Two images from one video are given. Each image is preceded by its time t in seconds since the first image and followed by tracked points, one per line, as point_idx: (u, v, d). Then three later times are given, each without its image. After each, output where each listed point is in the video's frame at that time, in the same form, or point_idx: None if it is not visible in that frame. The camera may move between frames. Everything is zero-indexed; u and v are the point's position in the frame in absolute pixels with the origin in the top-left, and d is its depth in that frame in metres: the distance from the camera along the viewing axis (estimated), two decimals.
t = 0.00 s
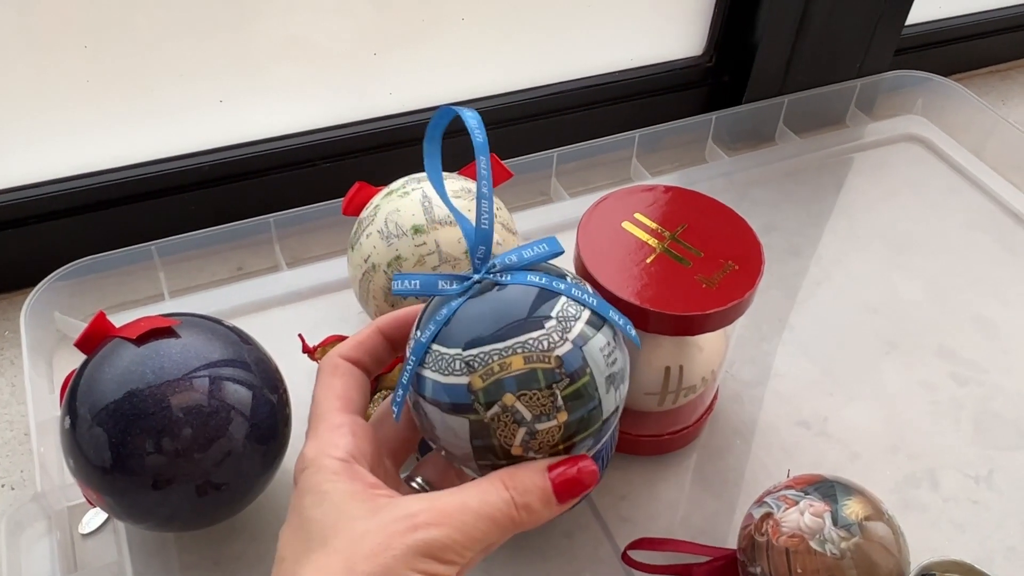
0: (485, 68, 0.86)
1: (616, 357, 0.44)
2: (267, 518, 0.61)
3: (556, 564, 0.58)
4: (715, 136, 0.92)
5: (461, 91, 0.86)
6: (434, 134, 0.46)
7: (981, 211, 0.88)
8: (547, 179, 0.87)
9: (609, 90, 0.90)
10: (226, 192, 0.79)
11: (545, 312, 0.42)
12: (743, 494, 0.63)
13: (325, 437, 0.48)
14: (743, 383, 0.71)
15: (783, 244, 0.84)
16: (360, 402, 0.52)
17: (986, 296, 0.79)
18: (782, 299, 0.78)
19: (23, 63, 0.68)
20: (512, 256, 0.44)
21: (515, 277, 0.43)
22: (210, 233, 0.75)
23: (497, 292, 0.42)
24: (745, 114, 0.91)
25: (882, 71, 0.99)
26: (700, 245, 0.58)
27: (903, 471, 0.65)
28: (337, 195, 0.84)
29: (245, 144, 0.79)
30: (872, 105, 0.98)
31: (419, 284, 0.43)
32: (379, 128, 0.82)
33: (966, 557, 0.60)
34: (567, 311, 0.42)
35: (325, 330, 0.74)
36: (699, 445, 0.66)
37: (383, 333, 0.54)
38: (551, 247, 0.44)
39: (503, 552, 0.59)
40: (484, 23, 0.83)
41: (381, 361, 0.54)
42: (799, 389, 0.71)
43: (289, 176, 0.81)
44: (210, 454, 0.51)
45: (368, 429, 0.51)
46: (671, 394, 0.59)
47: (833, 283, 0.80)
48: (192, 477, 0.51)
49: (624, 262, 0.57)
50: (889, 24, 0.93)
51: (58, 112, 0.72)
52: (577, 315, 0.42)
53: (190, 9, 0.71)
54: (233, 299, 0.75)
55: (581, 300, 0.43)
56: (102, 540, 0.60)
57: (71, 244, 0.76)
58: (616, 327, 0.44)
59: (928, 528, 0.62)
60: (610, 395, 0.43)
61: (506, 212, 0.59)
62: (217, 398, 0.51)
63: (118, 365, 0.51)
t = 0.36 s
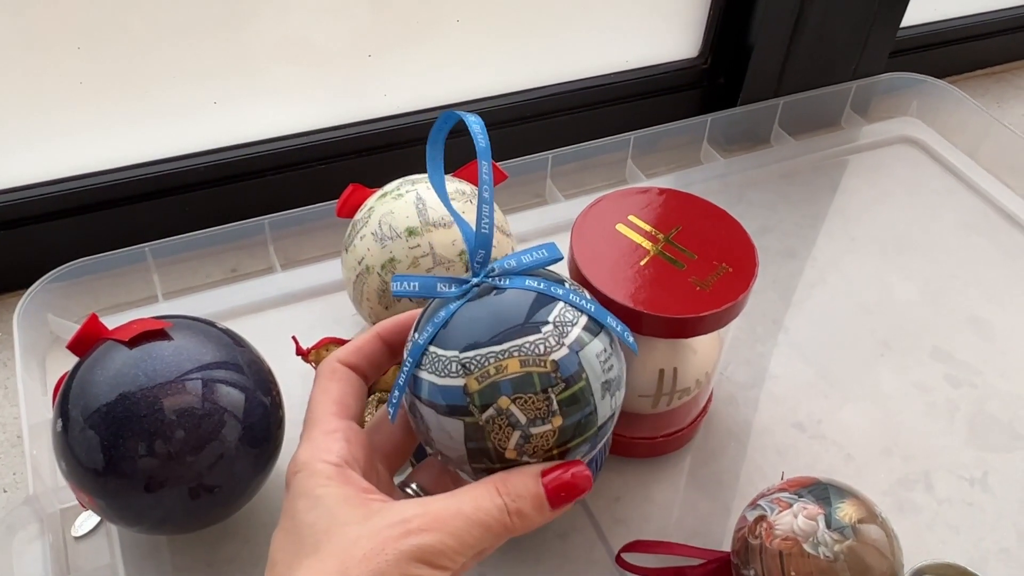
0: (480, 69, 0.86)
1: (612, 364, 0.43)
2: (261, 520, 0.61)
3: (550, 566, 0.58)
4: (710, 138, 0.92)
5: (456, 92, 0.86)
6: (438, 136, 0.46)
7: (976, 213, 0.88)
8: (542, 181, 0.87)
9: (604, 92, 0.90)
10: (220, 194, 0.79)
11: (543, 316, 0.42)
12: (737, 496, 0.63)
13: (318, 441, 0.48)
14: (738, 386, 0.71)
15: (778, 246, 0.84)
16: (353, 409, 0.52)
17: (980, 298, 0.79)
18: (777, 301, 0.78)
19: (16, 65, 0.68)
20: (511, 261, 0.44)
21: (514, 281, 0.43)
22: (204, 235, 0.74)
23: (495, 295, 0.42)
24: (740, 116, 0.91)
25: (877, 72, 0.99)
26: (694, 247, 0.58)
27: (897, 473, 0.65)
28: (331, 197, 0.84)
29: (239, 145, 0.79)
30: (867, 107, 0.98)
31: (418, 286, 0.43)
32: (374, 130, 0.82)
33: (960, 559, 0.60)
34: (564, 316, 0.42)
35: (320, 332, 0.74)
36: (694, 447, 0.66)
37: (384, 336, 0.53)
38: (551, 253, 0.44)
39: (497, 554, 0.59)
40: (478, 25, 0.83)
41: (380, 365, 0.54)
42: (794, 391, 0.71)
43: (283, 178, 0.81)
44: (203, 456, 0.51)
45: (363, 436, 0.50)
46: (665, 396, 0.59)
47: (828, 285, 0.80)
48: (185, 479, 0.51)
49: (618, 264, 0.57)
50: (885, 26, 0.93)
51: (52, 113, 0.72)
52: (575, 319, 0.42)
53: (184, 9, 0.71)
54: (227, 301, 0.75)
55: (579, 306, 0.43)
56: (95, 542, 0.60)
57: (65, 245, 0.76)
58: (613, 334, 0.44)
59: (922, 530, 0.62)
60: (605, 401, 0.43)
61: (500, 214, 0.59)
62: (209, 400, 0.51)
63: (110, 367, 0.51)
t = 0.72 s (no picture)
0: (481, 69, 0.86)
1: (607, 349, 0.44)
2: (261, 519, 0.61)
3: (550, 565, 0.59)
4: (710, 138, 0.92)
5: (457, 92, 0.87)
6: (447, 136, 0.47)
7: (975, 213, 0.88)
8: (542, 181, 0.87)
9: (604, 92, 0.90)
10: (220, 193, 0.79)
11: (545, 292, 0.43)
12: (736, 496, 0.63)
13: (309, 437, 0.47)
14: (738, 386, 0.71)
15: (778, 246, 0.84)
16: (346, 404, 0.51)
17: (980, 299, 0.79)
18: (776, 301, 0.78)
19: (19, 64, 0.68)
20: (515, 243, 0.45)
21: (517, 261, 0.44)
22: (205, 234, 0.74)
23: (499, 271, 0.43)
24: (740, 116, 0.91)
25: (876, 73, 0.99)
26: (695, 247, 0.58)
27: (896, 473, 0.65)
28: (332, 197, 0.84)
29: (240, 145, 0.79)
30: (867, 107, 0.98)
31: (424, 256, 0.44)
32: (375, 129, 0.82)
33: (959, 559, 0.60)
34: (565, 295, 0.43)
35: (320, 332, 0.74)
36: (693, 447, 0.67)
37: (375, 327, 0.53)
38: (552, 241, 0.46)
39: (497, 553, 0.59)
40: (478, 25, 0.83)
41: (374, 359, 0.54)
42: (794, 391, 0.71)
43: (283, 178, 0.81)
44: (204, 455, 0.51)
45: (355, 431, 0.50)
46: (665, 395, 0.59)
47: (827, 285, 0.80)
48: (186, 479, 0.51)
49: (618, 264, 0.57)
50: (885, 27, 0.93)
51: (53, 112, 0.72)
52: (574, 301, 0.44)
53: (186, 9, 0.71)
54: (228, 301, 0.75)
55: (578, 291, 0.44)
56: (95, 542, 0.60)
57: (66, 244, 0.76)
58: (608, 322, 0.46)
59: (921, 530, 0.62)
60: (600, 382, 0.43)
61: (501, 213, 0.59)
62: (210, 400, 0.51)
63: (112, 366, 0.51)
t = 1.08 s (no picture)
0: (480, 69, 0.86)
1: (607, 347, 0.44)
2: (259, 519, 0.61)
3: (548, 564, 0.58)
4: (709, 138, 0.92)
5: (456, 91, 0.87)
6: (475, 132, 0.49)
7: (973, 213, 0.88)
8: (540, 180, 0.87)
9: (602, 91, 0.90)
10: (218, 192, 0.79)
11: (556, 280, 0.43)
12: (734, 495, 0.64)
13: (300, 434, 0.47)
14: (736, 385, 0.71)
15: (776, 246, 0.84)
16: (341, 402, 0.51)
17: (977, 299, 0.79)
18: (774, 300, 0.78)
19: (17, 62, 0.68)
20: (530, 235, 0.45)
21: (529, 251, 0.44)
22: (202, 233, 0.74)
23: (511, 256, 0.43)
24: (739, 116, 0.91)
25: (875, 73, 0.99)
26: (694, 247, 0.58)
27: (894, 472, 0.65)
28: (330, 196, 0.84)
29: (238, 144, 0.79)
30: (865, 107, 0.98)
31: (439, 231, 0.43)
32: (373, 128, 0.82)
33: (956, 558, 0.60)
34: (573, 289, 0.43)
35: (318, 331, 0.74)
36: (691, 447, 0.67)
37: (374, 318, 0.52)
38: (561, 242, 0.47)
39: (495, 552, 0.59)
40: (477, 25, 0.83)
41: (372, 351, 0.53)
42: (792, 391, 0.71)
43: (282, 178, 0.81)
44: (202, 454, 0.51)
45: (347, 430, 0.50)
46: (663, 395, 0.59)
47: (825, 285, 0.80)
48: (183, 478, 0.51)
49: (617, 264, 0.57)
50: (883, 27, 0.93)
51: (50, 110, 0.71)
52: (582, 295, 0.44)
53: (185, 9, 0.71)
54: (226, 299, 0.75)
55: (585, 289, 0.45)
56: (92, 541, 0.59)
57: (63, 243, 0.76)
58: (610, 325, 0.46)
59: (919, 529, 0.62)
60: (598, 377, 0.43)
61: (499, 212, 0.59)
62: (209, 399, 0.51)
63: (110, 365, 0.51)
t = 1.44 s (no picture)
0: (480, 68, 0.86)
1: (597, 337, 0.43)
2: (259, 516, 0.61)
3: (548, 563, 0.59)
4: (709, 138, 0.92)
5: (457, 90, 0.87)
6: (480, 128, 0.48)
7: (972, 213, 0.88)
8: (541, 180, 0.87)
9: (603, 91, 0.91)
10: (219, 191, 0.79)
11: (550, 266, 0.42)
12: (733, 494, 0.64)
13: (287, 430, 0.47)
14: (736, 384, 0.71)
15: (776, 246, 0.84)
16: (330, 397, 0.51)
17: (977, 299, 0.79)
18: (774, 300, 0.79)
19: (18, 61, 0.68)
20: (525, 225, 0.45)
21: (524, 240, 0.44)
22: (202, 232, 0.74)
23: (507, 241, 0.43)
24: (739, 116, 0.91)
25: (874, 74, 0.99)
26: (694, 246, 0.58)
27: (894, 472, 0.65)
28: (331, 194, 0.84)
29: (239, 143, 0.79)
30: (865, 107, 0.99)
31: (438, 211, 0.44)
32: (374, 127, 0.82)
33: (955, 557, 0.60)
34: (566, 276, 0.43)
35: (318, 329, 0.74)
36: (691, 445, 0.67)
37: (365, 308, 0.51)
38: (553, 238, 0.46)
39: (495, 550, 0.59)
40: (477, 24, 0.83)
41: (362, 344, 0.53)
42: (791, 390, 0.71)
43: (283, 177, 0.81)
44: (203, 452, 0.51)
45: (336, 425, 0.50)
46: (663, 394, 0.59)
47: (825, 285, 0.80)
48: (184, 475, 0.51)
49: (617, 262, 0.57)
50: (883, 27, 0.93)
51: (51, 109, 0.71)
52: (574, 284, 0.43)
53: (185, 9, 0.71)
54: (226, 298, 0.75)
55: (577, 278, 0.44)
56: (92, 539, 0.60)
57: (64, 240, 0.76)
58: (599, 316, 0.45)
59: (918, 528, 0.62)
60: (588, 365, 0.42)
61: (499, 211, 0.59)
62: (209, 396, 0.51)
63: (112, 361, 0.51)
